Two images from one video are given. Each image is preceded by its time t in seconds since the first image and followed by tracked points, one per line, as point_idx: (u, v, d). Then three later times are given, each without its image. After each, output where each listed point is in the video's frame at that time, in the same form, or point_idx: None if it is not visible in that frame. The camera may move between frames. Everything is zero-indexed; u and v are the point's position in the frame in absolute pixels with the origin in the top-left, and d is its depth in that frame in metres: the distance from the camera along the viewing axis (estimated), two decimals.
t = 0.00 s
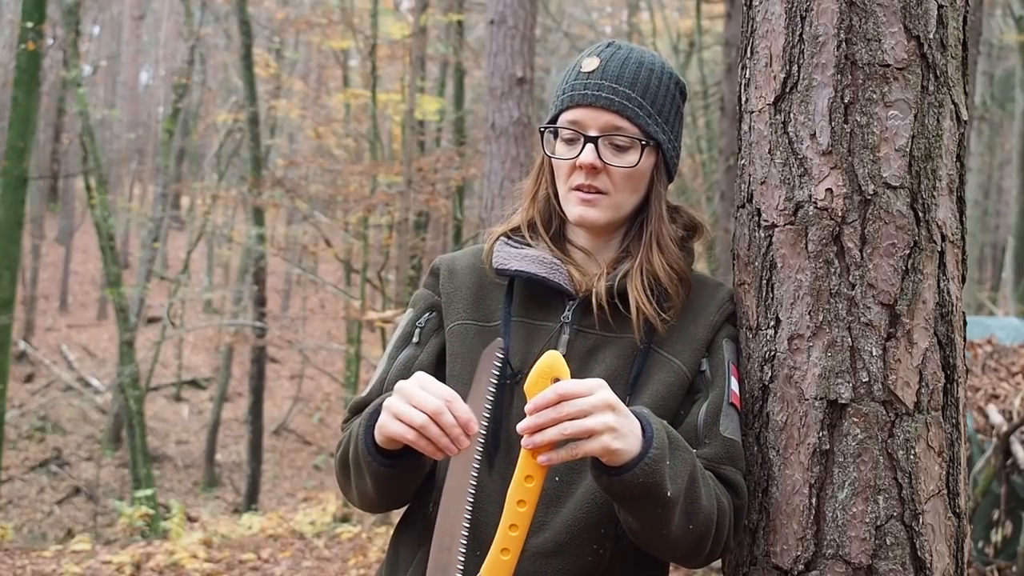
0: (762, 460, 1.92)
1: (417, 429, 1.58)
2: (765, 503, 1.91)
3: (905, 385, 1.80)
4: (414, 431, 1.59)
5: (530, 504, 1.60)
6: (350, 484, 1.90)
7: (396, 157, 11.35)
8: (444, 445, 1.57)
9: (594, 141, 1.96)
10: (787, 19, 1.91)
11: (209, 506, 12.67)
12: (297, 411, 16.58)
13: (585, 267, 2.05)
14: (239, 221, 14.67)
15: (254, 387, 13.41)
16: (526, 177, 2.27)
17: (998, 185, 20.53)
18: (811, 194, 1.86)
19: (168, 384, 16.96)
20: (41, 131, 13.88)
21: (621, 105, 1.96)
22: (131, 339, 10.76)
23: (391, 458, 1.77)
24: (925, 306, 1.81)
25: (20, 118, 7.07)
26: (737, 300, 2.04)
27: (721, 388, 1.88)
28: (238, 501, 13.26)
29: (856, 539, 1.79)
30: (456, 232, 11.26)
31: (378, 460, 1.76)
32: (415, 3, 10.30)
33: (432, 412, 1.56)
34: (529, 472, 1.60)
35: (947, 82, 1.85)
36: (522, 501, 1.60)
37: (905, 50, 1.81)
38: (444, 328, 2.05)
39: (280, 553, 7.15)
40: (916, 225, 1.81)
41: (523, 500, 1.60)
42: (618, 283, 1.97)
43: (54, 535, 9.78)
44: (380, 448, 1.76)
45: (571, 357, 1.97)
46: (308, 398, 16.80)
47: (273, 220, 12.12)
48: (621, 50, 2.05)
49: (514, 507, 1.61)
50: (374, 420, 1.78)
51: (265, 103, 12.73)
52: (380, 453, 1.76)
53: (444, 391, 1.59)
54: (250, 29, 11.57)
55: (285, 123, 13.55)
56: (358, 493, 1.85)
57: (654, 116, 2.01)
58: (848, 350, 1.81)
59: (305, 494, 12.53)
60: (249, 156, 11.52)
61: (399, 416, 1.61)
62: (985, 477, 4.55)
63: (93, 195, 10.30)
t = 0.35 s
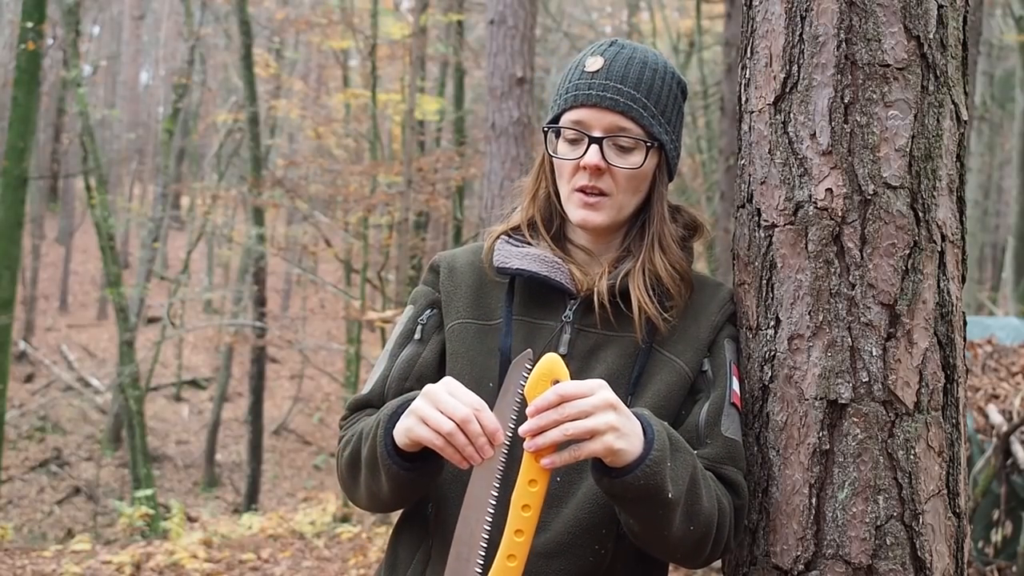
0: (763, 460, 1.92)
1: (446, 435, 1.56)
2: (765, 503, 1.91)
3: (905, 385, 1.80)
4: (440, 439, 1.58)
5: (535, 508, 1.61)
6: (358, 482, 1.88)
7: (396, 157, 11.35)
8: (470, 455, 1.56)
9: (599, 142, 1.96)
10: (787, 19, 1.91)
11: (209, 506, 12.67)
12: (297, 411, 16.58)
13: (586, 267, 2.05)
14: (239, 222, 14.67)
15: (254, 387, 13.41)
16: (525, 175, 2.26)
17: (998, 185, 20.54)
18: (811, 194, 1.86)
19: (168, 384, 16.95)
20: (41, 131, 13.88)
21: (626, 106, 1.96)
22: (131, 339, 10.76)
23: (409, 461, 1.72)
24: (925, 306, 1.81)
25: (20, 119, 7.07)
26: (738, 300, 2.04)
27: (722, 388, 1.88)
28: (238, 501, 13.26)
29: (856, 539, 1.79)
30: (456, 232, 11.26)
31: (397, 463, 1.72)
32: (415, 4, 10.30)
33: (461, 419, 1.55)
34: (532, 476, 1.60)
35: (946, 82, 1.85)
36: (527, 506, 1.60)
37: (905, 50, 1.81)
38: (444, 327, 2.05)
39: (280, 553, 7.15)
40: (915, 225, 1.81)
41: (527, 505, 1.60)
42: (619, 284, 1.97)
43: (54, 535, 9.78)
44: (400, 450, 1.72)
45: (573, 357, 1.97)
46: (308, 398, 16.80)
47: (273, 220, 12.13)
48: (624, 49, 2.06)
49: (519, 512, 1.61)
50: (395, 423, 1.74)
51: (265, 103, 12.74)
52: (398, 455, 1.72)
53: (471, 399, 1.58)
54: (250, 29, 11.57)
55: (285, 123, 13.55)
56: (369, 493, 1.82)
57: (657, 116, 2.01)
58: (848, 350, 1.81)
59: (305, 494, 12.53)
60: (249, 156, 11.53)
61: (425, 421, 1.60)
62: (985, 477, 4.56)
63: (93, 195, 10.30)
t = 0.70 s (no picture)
0: (763, 460, 1.92)
1: (445, 414, 1.57)
2: (765, 503, 1.91)
3: (905, 386, 1.80)
4: (440, 418, 1.58)
5: (530, 492, 1.60)
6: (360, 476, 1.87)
7: (396, 157, 11.36)
8: (468, 436, 1.56)
9: (594, 142, 1.96)
10: (787, 18, 1.91)
11: (209, 506, 12.67)
12: (297, 411, 16.58)
13: (586, 267, 2.05)
14: (239, 221, 14.67)
15: (254, 387, 13.41)
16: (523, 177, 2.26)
17: (998, 186, 20.54)
18: (811, 194, 1.86)
19: (168, 384, 16.95)
20: (41, 131, 13.87)
21: (620, 106, 1.96)
22: (131, 339, 10.76)
23: (416, 447, 1.73)
24: (925, 306, 1.81)
25: (20, 118, 7.06)
26: (738, 299, 2.04)
27: (723, 388, 1.88)
28: (238, 501, 13.26)
29: (856, 539, 1.79)
30: (456, 232, 11.26)
31: (403, 449, 1.72)
32: (415, 4, 10.30)
33: (464, 399, 1.55)
34: (530, 460, 1.60)
35: (946, 83, 1.85)
36: (522, 490, 1.60)
37: (905, 49, 1.81)
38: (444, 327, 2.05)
39: (280, 553, 7.15)
40: (916, 225, 1.81)
41: (522, 489, 1.60)
42: (618, 283, 1.97)
43: (54, 535, 9.78)
44: (404, 435, 1.72)
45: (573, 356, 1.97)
46: (308, 398, 16.79)
47: (273, 220, 12.13)
48: (617, 49, 2.06)
49: (514, 496, 1.60)
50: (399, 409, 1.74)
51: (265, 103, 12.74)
52: (404, 441, 1.73)
53: (476, 382, 1.59)
54: (250, 29, 11.58)
55: (285, 123, 13.56)
56: (370, 483, 1.82)
57: (654, 116, 2.01)
58: (848, 350, 1.81)
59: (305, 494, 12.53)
60: (249, 156, 11.53)
61: (426, 400, 1.60)
62: (985, 477, 4.56)
63: (93, 195, 10.30)
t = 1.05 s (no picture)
0: (763, 460, 1.92)
1: (459, 423, 1.57)
2: (765, 503, 1.91)
3: (905, 385, 1.80)
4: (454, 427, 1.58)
5: (531, 499, 1.59)
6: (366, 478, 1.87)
7: (396, 157, 11.36)
8: (478, 447, 1.56)
9: (593, 143, 1.96)
10: (787, 19, 1.91)
11: (209, 506, 12.67)
12: (297, 411, 16.57)
13: (586, 267, 2.05)
14: (239, 221, 14.67)
15: (254, 387, 13.41)
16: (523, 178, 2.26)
17: (998, 185, 20.53)
18: (811, 194, 1.86)
19: (168, 385, 16.95)
20: (41, 131, 13.88)
21: (619, 106, 1.96)
22: (131, 339, 10.76)
23: (427, 453, 1.72)
24: (925, 306, 1.81)
25: (20, 118, 7.06)
26: (737, 299, 2.04)
27: (723, 388, 1.88)
28: (238, 501, 13.26)
29: (856, 539, 1.79)
30: (456, 232, 11.26)
31: (415, 455, 1.71)
32: (415, 4, 10.30)
33: (477, 409, 1.56)
34: (529, 467, 1.58)
35: (946, 83, 1.85)
36: (523, 498, 1.59)
37: (905, 49, 1.81)
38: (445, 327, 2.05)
39: (280, 553, 7.15)
40: (915, 225, 1.81)
41: (523, 496, 1.59)
42: (618, 283, 1.97)
43: (54, 535, 9.78)
44: (416, 440, 1.71)
45: (573, 357, 1.97)
46: (308, 398, 16.79)
47: (273, 221, 12.13)
48: (616, 49, 2.06)
49: (515, 504, 1.59)
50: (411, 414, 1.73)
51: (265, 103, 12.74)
52: (416, 446, 1.71)
53: (490, 391, 1.59)
54: (250, 29, 11.58)
55: (285, 123, 13.56)
56: (378, 487, 1.82)
57: (653, 116, 2.01)
58: (848, 350, 1.81)
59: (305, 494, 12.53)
60: (249, 156, 11.54)
61: (441, 407, 1.60)
62: (985, 477, 4.56)
63: (93, 195, 10.30)
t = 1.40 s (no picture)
0: (763, 460, 1.92)
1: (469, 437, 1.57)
2: (765, 503, 1.91)
3: (906, 386, 1.80)
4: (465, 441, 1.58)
5: (543, 514, 1.59)
6: (366, 476, 1.87)
7: (396, 157, 11.36)
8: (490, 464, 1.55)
9: (598, 139, 1.96)
10: (787, 19, 1.91)
11: (209, 506, 12.67)
12: (297, 411, 16.57)
13: (587, 267, 2.05)
14: (239, 221, 14.67)
15: (254, 387, 13.41)
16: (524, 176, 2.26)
17: (998, 185, 20.53)
18: (811, 194, 1.86)
19: (168, 385, 16.94)
20: (41, 131, 13.88)
21: (625, 103, 1.96)
22: (131, 339, 10.76)
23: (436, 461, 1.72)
24: (925, 306, 1.81)
25: (20, 118, 7.06)
26: (738, 300, 2.04)
27: (723, 388, 1.88)
28: (238, 501, 13.27)
29: (857, 539, 1.79)
30: (456, 232, 11.25)
31: (424, 462, 1.71)
32: (415, 3, 10.29)
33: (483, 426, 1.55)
34: (539, 481, 1.59)
35: (946, 83, 1.85)
36: (536, 512, 1.59)
37: (905, 50, 1.81)
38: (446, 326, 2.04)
39: (280, 553, 7.15)
40: (915, 225, 1.81)
41: (536, 510, 1.59)
42: (621, 283, 1.97)
43: (54, 535, 9.78)
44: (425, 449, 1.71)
45: (573, 357, 1.97)
46: (307, 398, 16.79)
47: (273, 221, 12.14)
48: (623, 48, 2.06)
49: (528, 519, 1.59)
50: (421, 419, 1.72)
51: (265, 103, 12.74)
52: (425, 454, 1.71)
53: (497, 407, 1.58)
54: (250, 29, 11.58)
55: (285, 123, 13.56)
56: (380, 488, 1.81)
57: (657, 115, 2.01)
58: (848, 350, 1.82)
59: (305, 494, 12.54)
60: (249, 156, 11.54)
61: (451, 421, 1.60)
62: (985, 477, 4.56)
63: (94, 195, 10.30)
